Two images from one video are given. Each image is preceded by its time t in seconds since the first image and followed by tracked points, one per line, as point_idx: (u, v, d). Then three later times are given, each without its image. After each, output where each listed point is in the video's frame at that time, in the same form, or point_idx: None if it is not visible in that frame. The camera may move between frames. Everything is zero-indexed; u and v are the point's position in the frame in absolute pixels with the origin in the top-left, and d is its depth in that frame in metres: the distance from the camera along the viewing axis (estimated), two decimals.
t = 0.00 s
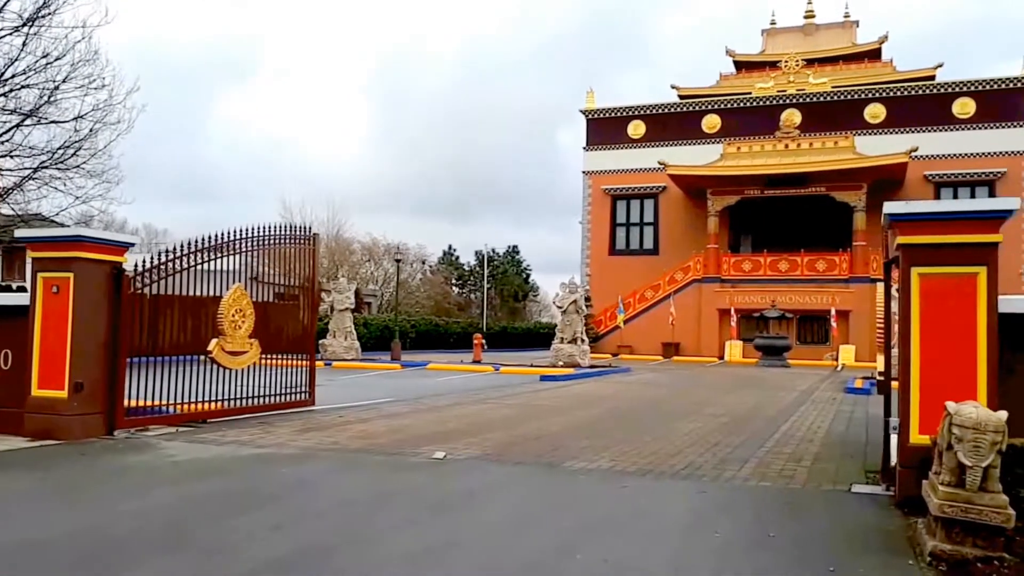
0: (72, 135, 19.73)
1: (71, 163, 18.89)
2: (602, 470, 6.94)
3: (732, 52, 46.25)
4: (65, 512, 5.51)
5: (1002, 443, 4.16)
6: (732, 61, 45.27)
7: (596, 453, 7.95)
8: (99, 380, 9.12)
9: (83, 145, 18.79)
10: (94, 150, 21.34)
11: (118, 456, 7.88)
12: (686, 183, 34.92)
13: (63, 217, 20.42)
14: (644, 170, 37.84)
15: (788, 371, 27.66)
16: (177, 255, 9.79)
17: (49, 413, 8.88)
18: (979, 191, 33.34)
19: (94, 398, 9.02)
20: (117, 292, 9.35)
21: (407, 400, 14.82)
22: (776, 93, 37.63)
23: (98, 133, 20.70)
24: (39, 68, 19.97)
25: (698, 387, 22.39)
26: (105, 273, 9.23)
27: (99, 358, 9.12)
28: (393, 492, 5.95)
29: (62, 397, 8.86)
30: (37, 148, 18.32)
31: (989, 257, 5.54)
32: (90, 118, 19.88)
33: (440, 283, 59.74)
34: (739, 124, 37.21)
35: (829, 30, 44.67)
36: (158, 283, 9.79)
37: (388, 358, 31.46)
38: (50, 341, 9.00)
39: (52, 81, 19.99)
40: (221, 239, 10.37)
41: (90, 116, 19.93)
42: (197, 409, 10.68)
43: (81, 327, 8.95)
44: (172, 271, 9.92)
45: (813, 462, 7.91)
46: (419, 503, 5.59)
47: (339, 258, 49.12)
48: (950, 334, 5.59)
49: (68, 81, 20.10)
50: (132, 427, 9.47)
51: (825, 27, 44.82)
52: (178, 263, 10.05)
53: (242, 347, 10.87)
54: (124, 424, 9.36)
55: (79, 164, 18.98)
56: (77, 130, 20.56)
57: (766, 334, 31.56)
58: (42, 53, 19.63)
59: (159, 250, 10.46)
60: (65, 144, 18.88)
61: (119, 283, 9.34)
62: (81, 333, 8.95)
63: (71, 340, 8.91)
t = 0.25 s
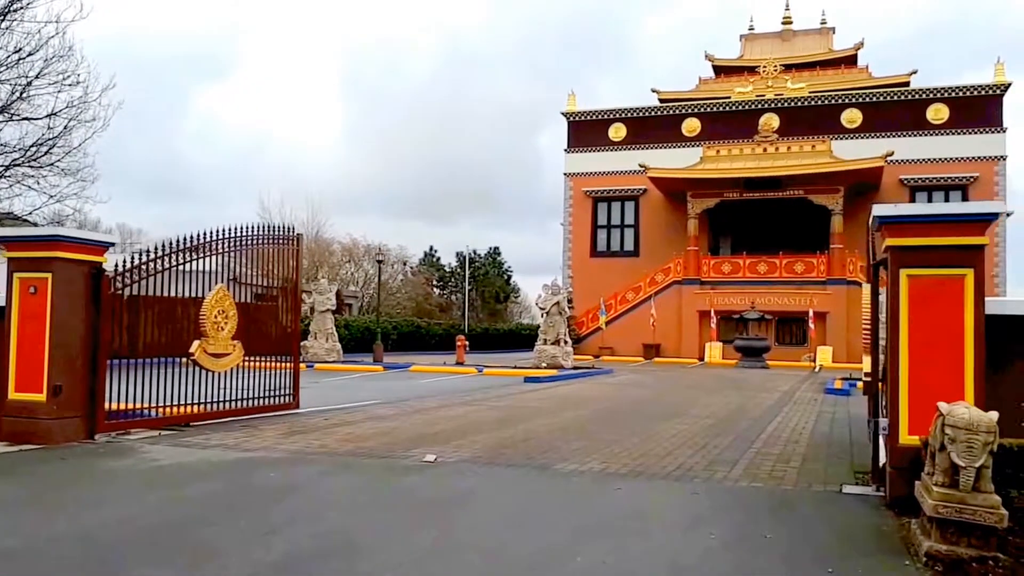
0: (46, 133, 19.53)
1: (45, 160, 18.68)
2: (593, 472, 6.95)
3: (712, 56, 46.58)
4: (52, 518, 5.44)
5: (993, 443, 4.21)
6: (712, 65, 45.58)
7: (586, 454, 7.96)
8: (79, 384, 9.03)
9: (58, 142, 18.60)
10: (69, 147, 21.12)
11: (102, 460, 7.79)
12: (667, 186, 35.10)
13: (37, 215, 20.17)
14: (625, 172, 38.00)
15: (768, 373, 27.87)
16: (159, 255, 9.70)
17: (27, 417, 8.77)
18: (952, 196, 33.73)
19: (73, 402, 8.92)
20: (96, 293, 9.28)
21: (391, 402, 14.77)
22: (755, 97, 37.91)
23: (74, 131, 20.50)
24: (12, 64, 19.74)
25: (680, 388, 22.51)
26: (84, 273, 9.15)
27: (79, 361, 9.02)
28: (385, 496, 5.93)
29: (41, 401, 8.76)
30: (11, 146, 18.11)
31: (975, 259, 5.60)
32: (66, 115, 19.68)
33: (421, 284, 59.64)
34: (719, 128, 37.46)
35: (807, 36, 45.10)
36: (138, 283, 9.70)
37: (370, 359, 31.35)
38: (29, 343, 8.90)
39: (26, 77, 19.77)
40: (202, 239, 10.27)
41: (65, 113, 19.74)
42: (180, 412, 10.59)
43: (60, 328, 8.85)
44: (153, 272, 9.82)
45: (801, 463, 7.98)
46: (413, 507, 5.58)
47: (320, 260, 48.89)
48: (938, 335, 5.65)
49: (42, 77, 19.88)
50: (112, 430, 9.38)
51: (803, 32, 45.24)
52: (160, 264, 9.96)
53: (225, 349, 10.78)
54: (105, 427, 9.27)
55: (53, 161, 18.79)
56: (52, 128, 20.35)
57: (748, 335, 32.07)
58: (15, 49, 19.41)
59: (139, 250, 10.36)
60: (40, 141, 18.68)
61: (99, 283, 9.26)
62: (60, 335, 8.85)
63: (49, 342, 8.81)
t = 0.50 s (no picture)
0: (18, 129, 19.19)
1: (17, 158, 18.36)
2: (581, 475, 6.89)
3: (689, 59, 46.79)
4: (30, 523, 5.30)
5: (988, 444, 4.19)
6: (690, 67, 45.76)
7: (572, 457, 7.90)
8: (55, 386, 8.84)
9: (31, 139, 18.29)
10: (42, 145, 20.78)
11: (79, 464, 7.62)
12: (646, 187, 35.18)
13: (8, 214, 19.82)
14: (604, 173, 38.05)
15: (746, 373, 27.99)
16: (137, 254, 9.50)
17: (2, 420, 8.58)
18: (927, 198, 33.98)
19: (49, 404, 8.74)
20: (73, 293, 9.10)
21: (373, 404, 14.64)
22: (732, 99, 38.10)
23: (47, 127, 20.17)
24: None
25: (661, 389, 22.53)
26: (62, 273, 8.97)
27: (55, 362, 8.84)
28: (372, 499, 5.84)
29: (16, 403, 8.57)
30: None
31: (964, 258, 5.59)
32: (39, 111, 19.35)
33: (399, 285, 59.36)
34: (697, 129, 37.60)
35: (783, 39, 45.44)
36: (116, 282, 9.52)
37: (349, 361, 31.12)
38: (4, 344, 8.71)
39: None
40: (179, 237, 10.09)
41: (38, 110, 19.42)
42: (159, 415, 10.41)
43: (37, 329, 8.67)
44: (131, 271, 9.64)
45: (787, 463, 7.98)
46: (401, 510, 5.50)
47: (297, 260, 48.49)
48: (927, 334, 5.64)
49: (14, 73, 19.55)
50: (89, 434, 9.19)
51: (779, 35, 45.55)
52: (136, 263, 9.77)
53: (205, 350, 10.61)
54: (82, 430, 9.09)
55: (25, 159, 18.47)
56: (24, 124, 19.99)
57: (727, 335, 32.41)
58: None
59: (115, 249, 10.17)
60: (11, 138, 18.37)
61: (77, 282, 9.09)
62: (36, 335, 8.67)
63: (25, 343, 8.62)
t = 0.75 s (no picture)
0: None
1: None
2: (570, 477, 6.85)
3: (667, 60, 46.90)
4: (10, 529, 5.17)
5: (982, 444, 4.20)
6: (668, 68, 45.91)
7: (559, 458, 7.86)
8: (32, 388, 8.67)
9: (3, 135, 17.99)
10: (15, 142, 20.44)
11: (58, 468, 7.47)
12: (625, 187, 35.23)
13: None
14: (584, 174, 38.08)
15: (725, 373, 28.09)
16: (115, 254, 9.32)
17: None
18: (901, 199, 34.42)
19: (26, 407, 8.57)
20: (51, 293, 8.92)
21: (355, 405, 14.51)
22: (710, 100, 38.24)
23: (20, 124, 19.83)
24: None
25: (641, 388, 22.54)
26: (38, 272, 8.79)
27: (32, 364, 8.67)
28: (361, 503, 5.76)
29: None
30: None
31: (953, 258, 5.60)
32: (11, 107, 19.03)
33: (377, 284, 59.04)
34: (675, 130, 37.71)
35: (760, 40, 45.68)
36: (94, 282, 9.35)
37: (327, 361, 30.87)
38: None
39: None
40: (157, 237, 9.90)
41: (10, 106, 19.09)
42: (138, 418, 10.24)
43: (13, 330, 8.50)
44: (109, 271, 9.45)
45: (774, 462, 7.98)
46: (391, 514, 5.43)
47: (274, 259, 48.07)
48: (916, 335, 5.64)
49: None
50: (67, 437, 9.02)
51: (756, 37, 45.81)
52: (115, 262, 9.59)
53: (185, 351, 10.45)
54: (59, 434, 8.92)
55: None
56: None
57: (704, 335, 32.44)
58: None
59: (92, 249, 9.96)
60: None
61: (54, 282, 8.92)
62: (13, 336, 8.49)
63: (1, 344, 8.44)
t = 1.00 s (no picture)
0: None
1: None
2: (559, 478, 6.81)
3: (646, 60, 47.01)
4: None
5: (977, 444, 4.20)
6: (646, 69, 46.05)
7: (547, 459, 7.82)
8: (8, 392, 8.52)
9: None
10: None
11: (37, 473, 7.33)
12: (605, 187, 35.26)
13: None
14: (563, 173, 38.08)
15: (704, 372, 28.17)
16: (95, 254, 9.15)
17: None
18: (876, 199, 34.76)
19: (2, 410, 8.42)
20: (28, 294, 8.78)
21: (337, 407, 14.38)
22: (689, 101, 38.36)
23: None
24: None
25: (621, 388, 22.56)
26: (15, 273, 8.65)
27: (9, 366, 8.53)
28: (350, 507, 5.69)
29: None
30: None
31: (943, 258, 5.61)
32: None
33: (355, 284, 58.70)
34: (654, 131, 37.82)
35: (737, 41, 45.90)
36: (73, 282, 9.20)
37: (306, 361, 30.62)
38: None
39: None
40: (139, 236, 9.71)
41: None
42: (117, 420, 10.09)
43: None
44: (88, 271, 9.28)
45: (762, 461, 7.98)
46: (382, 518, 5.39)
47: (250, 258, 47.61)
48: (907, 335, 5.65)
49: None
50: (44, 441, 8.88)
51: (733, 38, 46.06)
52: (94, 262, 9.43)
53: (165, 353, 10.31)
54: (36, 438, 8.77)
55: None
56: None
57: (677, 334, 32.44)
58: None
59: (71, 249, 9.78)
60: None
61: (31, 283, 8.78)
62: None
63: None
